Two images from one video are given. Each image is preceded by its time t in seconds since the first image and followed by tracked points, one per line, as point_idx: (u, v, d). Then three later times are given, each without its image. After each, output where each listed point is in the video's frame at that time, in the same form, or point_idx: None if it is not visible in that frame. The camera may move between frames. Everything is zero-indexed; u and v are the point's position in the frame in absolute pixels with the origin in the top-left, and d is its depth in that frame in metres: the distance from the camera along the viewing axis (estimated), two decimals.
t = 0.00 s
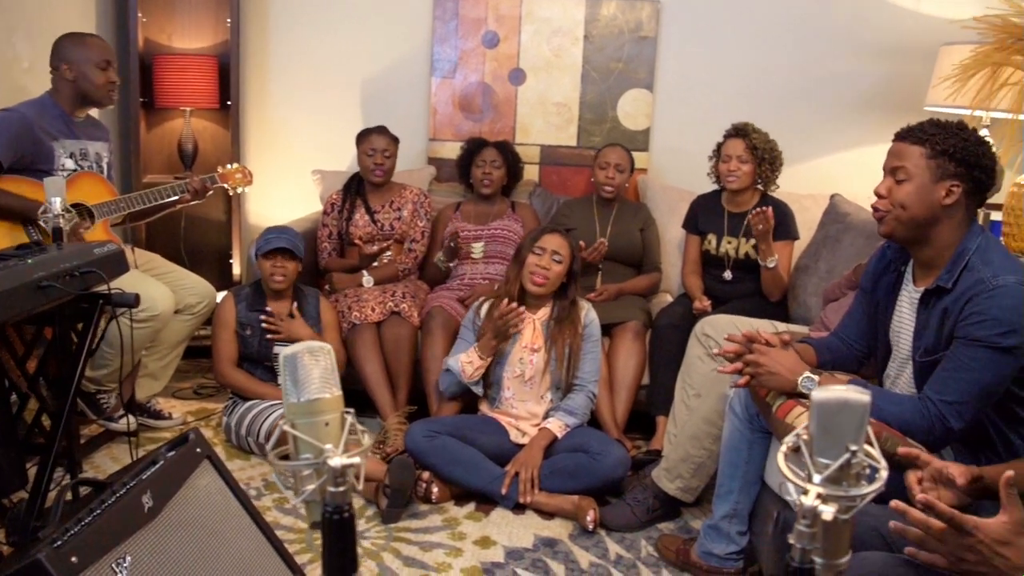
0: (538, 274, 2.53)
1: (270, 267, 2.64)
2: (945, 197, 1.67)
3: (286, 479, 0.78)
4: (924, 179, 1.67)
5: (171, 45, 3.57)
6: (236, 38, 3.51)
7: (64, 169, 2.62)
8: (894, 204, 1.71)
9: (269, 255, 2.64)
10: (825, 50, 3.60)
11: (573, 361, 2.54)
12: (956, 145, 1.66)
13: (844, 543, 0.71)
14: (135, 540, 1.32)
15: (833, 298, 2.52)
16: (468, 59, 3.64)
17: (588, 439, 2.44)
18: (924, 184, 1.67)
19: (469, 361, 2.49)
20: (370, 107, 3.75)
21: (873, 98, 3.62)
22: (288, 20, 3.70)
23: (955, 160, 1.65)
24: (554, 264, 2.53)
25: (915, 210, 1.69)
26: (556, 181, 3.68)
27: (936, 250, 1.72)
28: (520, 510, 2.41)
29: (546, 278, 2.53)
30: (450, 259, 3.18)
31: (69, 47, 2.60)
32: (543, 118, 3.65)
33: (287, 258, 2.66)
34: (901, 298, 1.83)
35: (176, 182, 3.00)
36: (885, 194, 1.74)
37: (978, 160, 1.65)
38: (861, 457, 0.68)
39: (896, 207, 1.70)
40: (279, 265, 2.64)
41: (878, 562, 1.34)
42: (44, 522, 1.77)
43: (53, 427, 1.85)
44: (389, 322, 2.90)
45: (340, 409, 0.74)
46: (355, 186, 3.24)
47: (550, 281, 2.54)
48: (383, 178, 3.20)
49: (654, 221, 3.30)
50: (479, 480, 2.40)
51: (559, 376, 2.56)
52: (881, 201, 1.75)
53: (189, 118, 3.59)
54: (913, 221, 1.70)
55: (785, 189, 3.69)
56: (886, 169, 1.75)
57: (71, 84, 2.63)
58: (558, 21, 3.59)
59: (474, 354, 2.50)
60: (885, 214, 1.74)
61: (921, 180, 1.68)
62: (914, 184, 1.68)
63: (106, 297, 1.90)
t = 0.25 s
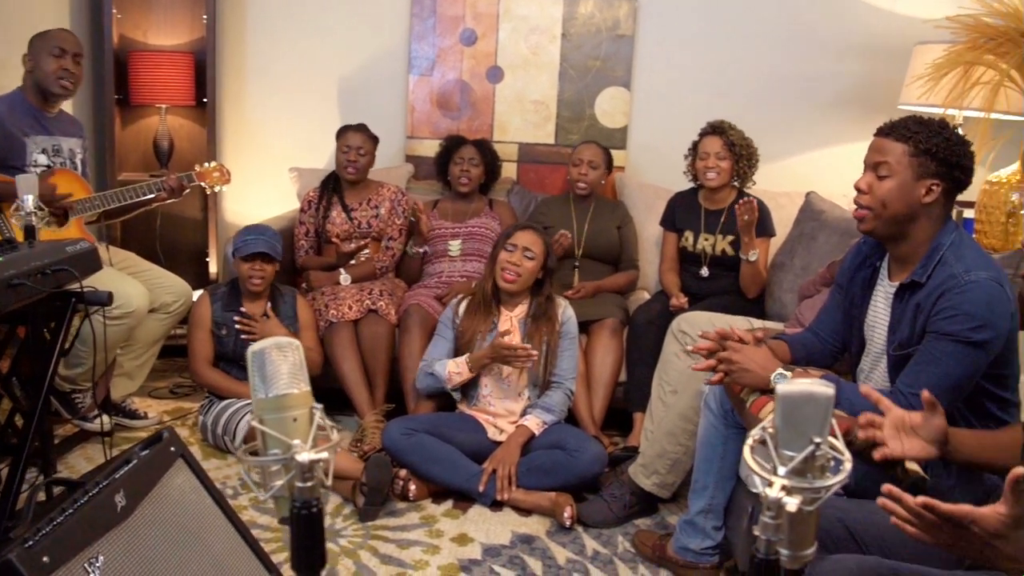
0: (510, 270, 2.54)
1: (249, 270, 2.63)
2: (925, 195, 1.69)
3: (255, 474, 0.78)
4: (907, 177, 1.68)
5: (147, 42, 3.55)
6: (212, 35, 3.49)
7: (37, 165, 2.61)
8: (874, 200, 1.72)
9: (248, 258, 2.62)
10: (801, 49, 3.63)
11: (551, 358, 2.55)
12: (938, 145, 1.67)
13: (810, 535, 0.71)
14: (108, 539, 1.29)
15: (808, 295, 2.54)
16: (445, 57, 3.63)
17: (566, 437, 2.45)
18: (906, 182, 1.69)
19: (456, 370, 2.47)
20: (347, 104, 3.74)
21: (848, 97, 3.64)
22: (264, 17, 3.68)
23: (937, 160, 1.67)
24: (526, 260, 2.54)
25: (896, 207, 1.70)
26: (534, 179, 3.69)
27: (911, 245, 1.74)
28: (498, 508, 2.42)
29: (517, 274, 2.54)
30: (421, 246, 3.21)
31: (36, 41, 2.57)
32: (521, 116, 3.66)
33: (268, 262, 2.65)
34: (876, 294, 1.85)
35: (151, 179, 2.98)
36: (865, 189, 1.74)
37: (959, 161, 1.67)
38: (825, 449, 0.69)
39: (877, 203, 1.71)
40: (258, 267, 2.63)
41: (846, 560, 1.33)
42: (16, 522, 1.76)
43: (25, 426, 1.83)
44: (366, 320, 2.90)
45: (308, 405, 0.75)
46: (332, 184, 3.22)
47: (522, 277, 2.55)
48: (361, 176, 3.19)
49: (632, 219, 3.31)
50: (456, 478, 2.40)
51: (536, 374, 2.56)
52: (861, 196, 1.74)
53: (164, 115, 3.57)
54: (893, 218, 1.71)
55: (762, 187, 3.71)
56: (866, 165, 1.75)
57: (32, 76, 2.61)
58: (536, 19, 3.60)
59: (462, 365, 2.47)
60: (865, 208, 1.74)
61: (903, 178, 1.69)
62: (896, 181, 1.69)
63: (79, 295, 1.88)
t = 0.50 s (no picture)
0: (481, 266, 2.54)
1: (229, 273, 2.60)
2: (901, 195, 1.71)
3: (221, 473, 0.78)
4: (884, 176, 1.70)
5: (118, 40, 3.51)
6: (183, 33, 3.47)
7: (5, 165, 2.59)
8: (850, 196, 1.73)
9: (228, 261, 2.59)
10: (774, 46, 3.65)
11: (527, 355, 2.55)
12: (916, 146, 1.69)
13: (777, 529, 0.72)
14: (80, 542, 1.25)
15: (780, 292, 2.56)
16: (420, 55, 3.63)
17: (541, 435, 2.46)
18: (883, 181, 1.70)
19: (438, 366, 2.47)
20: (321, 102, 3.72)
21: (820, 95, 3.67)
22: (237, 15, 3.66)
23: (914, 160, 1.69)
24: (496, 255, 2.55)
25: (871, 205, 1.72)
26: (509, 177, 3.69)
27: (882, 242, 1.76)
28: (474, 506, 2.42)
29: (488, 269, 2.54)
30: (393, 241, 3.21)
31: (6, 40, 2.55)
32: (496, 114, 3.65)
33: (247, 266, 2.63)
34: (849, 286, 1.88)
35: (122, 178, 2.95)
36: (841, 185, 1.75)
37: (935, 163, 1.70)
38: (789, 442, 0.70)
39: (853, 201, 1.73)
40: (239, 269, 2.61)
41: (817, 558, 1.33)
42: None
43: None
44: (341, 319, 2.89)
45: (275, 404, 0.74)
46: (307, 183, 3.21)
47: (494, 273, 2.54)
48: (335, 175, 3.18)
49: (607, 216, 3.31)
50: (431, 477, 2.39)
51: (512, 371, 2.56)
52: (836, 191, 1.75)
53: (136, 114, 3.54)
54: (868, 215, 1.73)
55: (735, 184, 3.73)
56: (843, 160, 1.76)
57: (10, 76, 2.58)
58: (510, 17, 3.60)
59: (444, 361, 2.47)
60: (841, 204, 1.75)
61: (879, 176, 1.70)
62: (873, 180, 1.71)
63: (48, 296, 1.86)
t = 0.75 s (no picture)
0: (457, 265, 2.54)
1: (200, 272, 2.59)
2: (866, 200, 1.74)
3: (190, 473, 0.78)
4: (850, 180, 1.73)
5: (91, 38, 3.48)
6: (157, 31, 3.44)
7: None
8: (817, 198, 1.76)
9: (199, 260, 2.57)
10: (748, 45, 3.67)
11: (503, 354, 2.55)
12: (883, 153, 1.71)
13: (745, 521, 0.72)
14: (48, 546, 1.22)
15: (755, 289, 2.58)
16: (396, 54, 3.62)
17: (518, 432, 2.46)
18: (849, 186, 1.73)
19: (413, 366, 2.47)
20: (297, 101, 3.70)
21: (795, 94, 3.70)
22: (211, 12, 3.63)
23: (880, 167, 1.71)
24: (472, 253, 2.55)
25: (837, 208, 1.75)
26: (486, 175, 3.69)
27: (853, 241, 1.79)
28: (451, 505, 2.41)
29: (464, 267, 2.54)
30: (371, 246, 3.21)
31: None
32: (472, 113, 3.65)
33: (219, 264, 2.62)
34: (819, 284, 1.89)
35: (95, 177, 2.92)
36: (808, 186, 1.77)
37: (900, 170, 1.72)
38: (757, 437, 0.71)
39: (819, 203, 1.76)
40: (209, 269, 2.59)
41: (791, 552, 1.32)
42: None
43: None
44: (318, 318, 2.88)
45: (245, 402, 0.74)
46: (282, 181, 3.20)
47: (469, 271, 2.55)
48: (311, 173, 3.17)
49: (583, 215, 3.32)
50: (408, 475, 2.39)
51: (489, 370, 2.56)
52: (803, 192, 1.78)
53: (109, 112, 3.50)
54: (833, 219, 1.76)
55: (711, 182, 3.75)
56: (812, 161, 1.79)
57: None
58: (486, 15, 3.60)
59: (419, 360, 2.47)
60: (807, 204, 1.78)
61: (846, 181, 1.73)
62: (838, 184, 1.73)
63: (19, 296, 1.84)
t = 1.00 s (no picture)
0: (444, 266, 2.53)
1: (176, 272, 2.57)
2: (833, 201, 1.75)
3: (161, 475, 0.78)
4: (815, 182, 1.74)
5: (65, 36, 3.44)
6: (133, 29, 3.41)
7: None
8: (784, 198, 1.79)
9: (176, 261, 2.55)
10: (725, 44, 3.69)
11: (482, 353, 2.55)
12: (848, 155, 1.72)
13: (718, 518, 0.72)
14: (23, 551, 1.19)
15: (733, 287, 2.59)
16: (374, 53, 3.60)
17: (498, 431, 2.46)
18: (814, 187, 1.75)
19: (383, 374, 2.45)
20: (274, 100, 3.68)
21: (771, 92, 3.72)
22: (186, 11, 3.60)
23: (845, 169, 1.72)
24: (456, 253, 2.55)
25: (802, 209, 1.77)
26: (464, 174, 3.68)
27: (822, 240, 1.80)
28: (431, 504, 2.41)
29: (450, 268, 2.53)
30: (359, 255, 3.16)
31: None
32: (450, 112, 3.65)
33: (195, 264, 2.60)
34: (794, 282, 1.90)
35: (68, 177, 2.89)
36: (777, 186, 1.80)
37: (867, 171, 1.73)
38: (728, 434, 0.71)
39: (786, 204, 1.78)
40: (186, 269, 2.57)
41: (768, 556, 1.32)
42: None
43: None
44: (296, 319, 2.87)
45: (217, 403, 0.74)
46: (259, 181, 3.18)
47: (455, 272, 2.54)
48: (289, 173, 3.15)
49: (562, 214, 3.32)
50: (387, 476, 2.38)
51: (467, 368, 2.56)
52: (773, 191, 1.81)
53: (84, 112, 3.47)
54: (801, 218, 1.78)
55: (688, 181, 3.77)
56: (781, 162, 1.81)
57: None
58: (464, 14, 3.59)
59: (389, 369, 2.45)
60: (776, 205, 1.81)
61: (811, 182, 1.75)
62: (805, 185, 1.75)
63: None
